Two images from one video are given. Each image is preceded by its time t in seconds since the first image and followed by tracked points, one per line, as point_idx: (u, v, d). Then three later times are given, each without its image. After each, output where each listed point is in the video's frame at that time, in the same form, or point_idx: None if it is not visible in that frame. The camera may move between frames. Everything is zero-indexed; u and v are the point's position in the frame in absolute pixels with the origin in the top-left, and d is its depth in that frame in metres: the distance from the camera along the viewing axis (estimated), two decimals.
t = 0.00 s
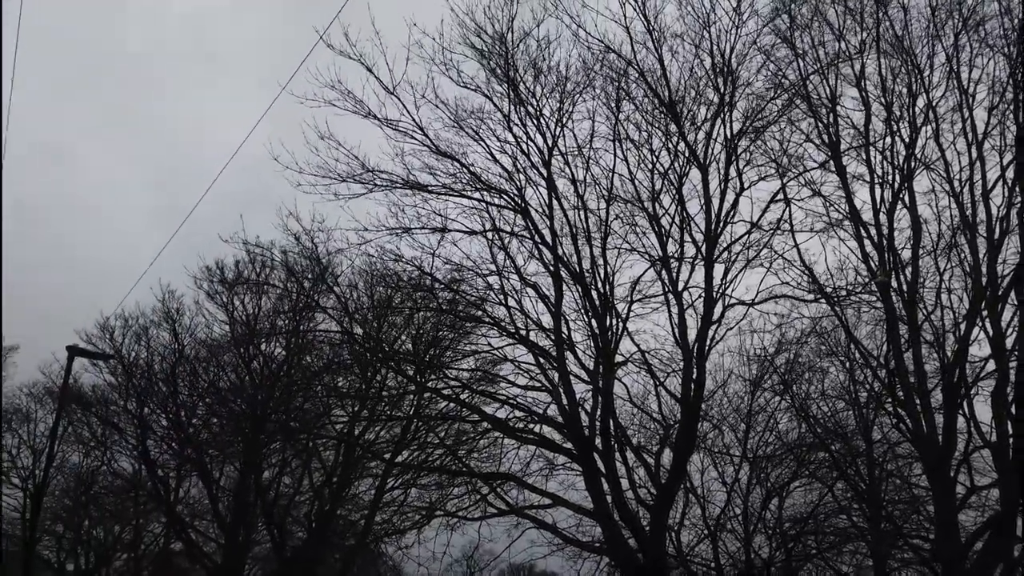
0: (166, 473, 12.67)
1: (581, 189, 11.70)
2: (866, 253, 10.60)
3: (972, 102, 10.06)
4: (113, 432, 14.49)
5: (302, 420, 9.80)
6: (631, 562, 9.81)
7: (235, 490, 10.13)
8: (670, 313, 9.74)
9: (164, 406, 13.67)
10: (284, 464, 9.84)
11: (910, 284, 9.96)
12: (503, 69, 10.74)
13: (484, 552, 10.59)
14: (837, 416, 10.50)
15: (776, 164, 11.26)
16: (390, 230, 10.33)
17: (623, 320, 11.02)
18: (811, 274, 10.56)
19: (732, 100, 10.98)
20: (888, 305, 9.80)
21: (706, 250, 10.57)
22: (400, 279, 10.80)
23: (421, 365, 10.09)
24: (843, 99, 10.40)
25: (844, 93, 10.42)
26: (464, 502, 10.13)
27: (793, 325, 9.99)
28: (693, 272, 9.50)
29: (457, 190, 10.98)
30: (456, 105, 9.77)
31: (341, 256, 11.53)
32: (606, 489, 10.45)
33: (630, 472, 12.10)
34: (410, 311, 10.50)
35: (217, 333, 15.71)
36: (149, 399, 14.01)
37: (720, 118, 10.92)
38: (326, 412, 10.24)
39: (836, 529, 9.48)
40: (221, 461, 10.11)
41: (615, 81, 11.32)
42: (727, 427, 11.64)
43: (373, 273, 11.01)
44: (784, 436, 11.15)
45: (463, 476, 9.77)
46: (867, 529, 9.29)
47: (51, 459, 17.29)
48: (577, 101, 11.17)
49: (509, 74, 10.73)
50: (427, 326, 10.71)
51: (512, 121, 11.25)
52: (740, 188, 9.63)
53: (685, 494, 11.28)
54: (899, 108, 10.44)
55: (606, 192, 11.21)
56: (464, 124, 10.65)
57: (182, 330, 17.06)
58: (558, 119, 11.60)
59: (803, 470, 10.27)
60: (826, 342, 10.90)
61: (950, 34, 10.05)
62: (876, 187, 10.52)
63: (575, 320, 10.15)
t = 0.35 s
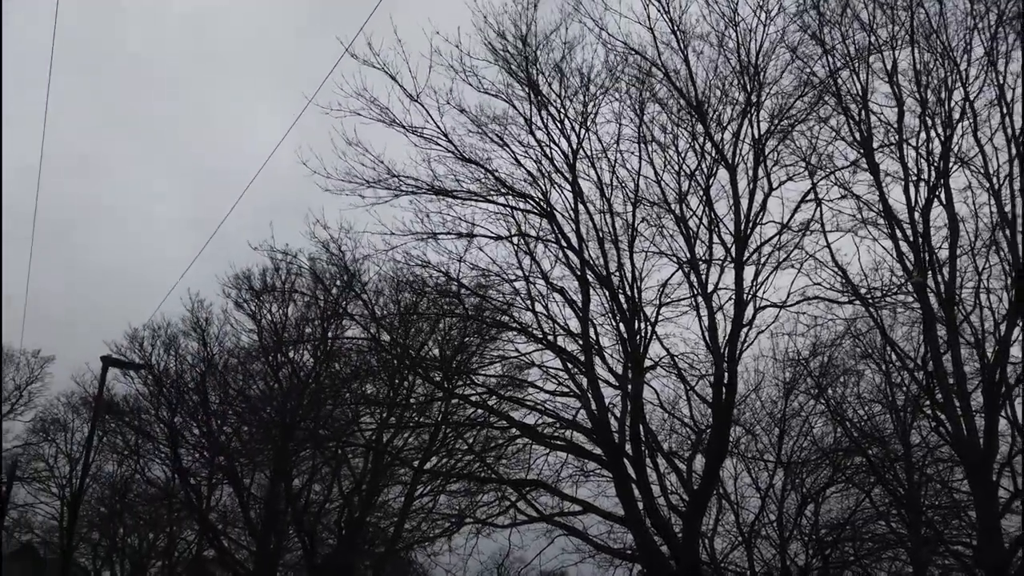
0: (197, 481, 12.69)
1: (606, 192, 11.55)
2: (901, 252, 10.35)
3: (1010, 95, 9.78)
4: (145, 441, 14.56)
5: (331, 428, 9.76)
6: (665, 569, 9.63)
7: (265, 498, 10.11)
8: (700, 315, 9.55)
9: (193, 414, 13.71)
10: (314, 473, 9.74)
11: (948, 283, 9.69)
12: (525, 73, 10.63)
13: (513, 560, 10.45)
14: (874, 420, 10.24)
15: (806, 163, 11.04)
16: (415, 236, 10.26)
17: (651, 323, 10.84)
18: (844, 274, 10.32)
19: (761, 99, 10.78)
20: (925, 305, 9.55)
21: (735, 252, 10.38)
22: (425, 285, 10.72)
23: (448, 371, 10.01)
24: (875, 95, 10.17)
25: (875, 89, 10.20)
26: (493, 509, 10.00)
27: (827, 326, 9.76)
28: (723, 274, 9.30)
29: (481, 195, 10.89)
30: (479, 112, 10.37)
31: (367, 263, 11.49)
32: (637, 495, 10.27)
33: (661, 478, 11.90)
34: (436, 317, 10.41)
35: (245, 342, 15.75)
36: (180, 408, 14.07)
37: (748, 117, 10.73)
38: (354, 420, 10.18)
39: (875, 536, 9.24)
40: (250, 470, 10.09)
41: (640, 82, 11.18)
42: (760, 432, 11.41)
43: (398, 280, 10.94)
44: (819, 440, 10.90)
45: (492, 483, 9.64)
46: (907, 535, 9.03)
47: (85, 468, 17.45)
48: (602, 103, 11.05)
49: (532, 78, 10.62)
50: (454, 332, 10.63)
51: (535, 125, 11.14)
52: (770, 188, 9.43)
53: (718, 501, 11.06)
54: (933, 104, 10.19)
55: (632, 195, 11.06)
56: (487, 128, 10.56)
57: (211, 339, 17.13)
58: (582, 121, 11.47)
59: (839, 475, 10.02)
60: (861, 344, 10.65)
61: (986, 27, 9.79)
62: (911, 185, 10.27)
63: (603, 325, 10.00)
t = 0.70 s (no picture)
0: (233, 487, 12.88)
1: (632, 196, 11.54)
2: (933, 252, 10.22)
3: None
4: (182, 447, 14.80)
5: (363, 432, 9.79)
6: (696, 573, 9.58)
7: (300, 503, 10.22)
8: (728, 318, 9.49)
9: (228, 421, 13.92)
10: (346, 480, 10.07)
11: (982, 282, 9.55)
12: (548, 80, 10.66)
13: (544, 564, 10.46)
14: (908, 422, 10.12)
15: (835, 164, 10.95)
16: (442, 243, 10.33)
17: (680, 327, 10.82)
18: (875, 275, 10.21)
19: (787, 100, 10.72)
20: (958, 305, 9.41)
21: (764, 254, 10.32)
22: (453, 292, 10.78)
23: (476, 376, 10.06)
24: (904, 94, 10.07)
25: (904, 88, 10.09)
26: (524, 513, 10.02)
27: (858, 328, 9.66)
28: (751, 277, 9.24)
29: (507, 201, 10.94)
30: (504, 119, 10.32)
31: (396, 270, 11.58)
32: (667, 499, 10.25)
33: (692, 482, 11.85)
34: (464, 323, 10.47)
35: (278, 350, 15.96)
36: (215, 415, 14.28)
37: (775, 119, 10.67)
38: (385, 425, 10.26)
39: (911, 539, 9.07)
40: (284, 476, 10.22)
41: (664, 86, 11.17)
42: (791, 435, 11.32)
43: (427, 287, 11.02)
44: (852, 443, 10.79)
45: (521, 487, 9.67)
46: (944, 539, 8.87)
47: (124, 475, 17.78)
48: (627, 107, 11.05)
49: (555, 84, 10.65)
50: (482, 338, 10.69)
51: (559, 131, 11.17)
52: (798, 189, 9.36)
53: (750, 504, 10.99)
54: (964, 101, 10.06)
55: (658, 198, 11.04)
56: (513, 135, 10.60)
57: (245, 347, 17.35)
58: (607, 126, 11.48)
59: (872, 478, 9.91)
60: (893, 345, 10.53)
61: (1017, 22, 9.65)
62: (943, 183, 10.14)
63: (631, 328, 9.99)
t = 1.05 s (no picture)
0: (267, 492, 12.96)
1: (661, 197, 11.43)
2: (970, 249, 10.00)
3: None
4: (217, 452, 14.94)
5: (393, 438, 9.90)
6: None
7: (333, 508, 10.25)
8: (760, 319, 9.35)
9: (261, 427, 14.02)
10: (378, 484, 9.89)
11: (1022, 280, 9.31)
12: (574, 83, 10.61)
13: (576, 568, 10.39)
14: (946, 424, 9.90)
15: (867, 161, 10.76)
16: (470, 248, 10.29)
17: (711, 328, 10.69)
18: (910, 273, 10.01)
19: (817, 98, 10.55)
20: (997, 303, 9.19)
21: (796, 253, 10.17)
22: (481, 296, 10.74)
23: (506, 380, 10.01)
24: (937, 89, 9.86)
25: (938, 83, 9.89)
26: (555, 517, 9.95)
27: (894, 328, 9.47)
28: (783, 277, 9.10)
29: (535, 205, 10.89)
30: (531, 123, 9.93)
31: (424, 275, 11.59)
32: (701, 503, 10.12)
33: (726, 485, 11.69)
34: (493, 327, 10.43)
35: (309, 356, 16.04)
36: (249, 421, 14.39)
37: (805, 117, 10.51)
38: (416, 430, 10.26)
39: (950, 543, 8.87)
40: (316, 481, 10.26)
41: (691, 86, 11.05)
42: (827, 438, 11.13)
43: (455, 291, 11.01)
44: (889, 445, 10.58)
45: (553, 490, 9.60)
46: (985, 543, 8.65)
47: (161, 480, 18.00)
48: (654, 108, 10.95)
49: (581, 87, 10.59)
50: (511, 342, 10.64)
51: (586, 133, 11.10)
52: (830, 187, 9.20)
53: (785, 508, 10.82)
54: (1000, 95, 9.83)
55: (687, 199, 10.93)
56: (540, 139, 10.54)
57: (276, 353, 17.45)
58: (634, 128, 11.39)
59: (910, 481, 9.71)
60: (930, 345, 10.32)
61: None
62: (980, 179, 9.91)
63: (661, 330, 9.90)
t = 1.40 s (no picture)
0: (309, 492, 13.07)
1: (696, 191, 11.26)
2: (1018, 237, 9.69)
3: None
4: (258, 453, 15.10)
5: (432, 437, 9.90)
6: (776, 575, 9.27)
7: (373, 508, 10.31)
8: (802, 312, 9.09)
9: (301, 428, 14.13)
10: (417, 484, 10.08)
11: None
12: (606, 78, 10.50)
13: (617, 568, 10.28)
14: (996, 417, 9.62)
15: (908, 149, 10.49)
16: (504, 245, 10.23)
17: (749, 323, 10.51)
18: (956, 263, 9.74)
19: (855, 86, 10.31)
20: None
21: (835, 245, 9.95)
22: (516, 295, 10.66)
23: (543, 379, 9.94)
24: (980, 73, 9.57)
25: (980, 67, 9.60)
26: (595, 515, 9.85)
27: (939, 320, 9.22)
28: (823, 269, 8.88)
29: (568, 202, 10.80)
30: (561, 116, 9.99)
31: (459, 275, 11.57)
32: (743, 500, 9.95)
33: (769, 482, 11.49)
34: (529, 325, 10.36)
35: (347, 357, 16.12)
36: (289, 422, 14.49)
37: (842, 107, 10.29)
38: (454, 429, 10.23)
39: (1003, 540, 8.61)
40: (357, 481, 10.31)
41: (725, 78, 10.88)
42: (871, 433, 10.88)
43: (490, 290, 10.95)
44: (936, 440, 10.32)
45: (591, 488, 9.49)
46: None
47: (206, 482, 18.25)
48: (687, 102, 10.79)
49: (613, 82, 10.48)
50: (547, 340, 10.57)
51: (619, 129, 10.98)
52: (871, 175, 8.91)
53: (829, 505, 10.60)
54: None
55: (723, 193, 10.76)
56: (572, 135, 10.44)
57: (315, 355, 17.57)
58: (667, 122, 11.24)
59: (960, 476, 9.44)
60: (977, 337, 10.03)
61: None
62: None
63: (699, 326, 9.75)
